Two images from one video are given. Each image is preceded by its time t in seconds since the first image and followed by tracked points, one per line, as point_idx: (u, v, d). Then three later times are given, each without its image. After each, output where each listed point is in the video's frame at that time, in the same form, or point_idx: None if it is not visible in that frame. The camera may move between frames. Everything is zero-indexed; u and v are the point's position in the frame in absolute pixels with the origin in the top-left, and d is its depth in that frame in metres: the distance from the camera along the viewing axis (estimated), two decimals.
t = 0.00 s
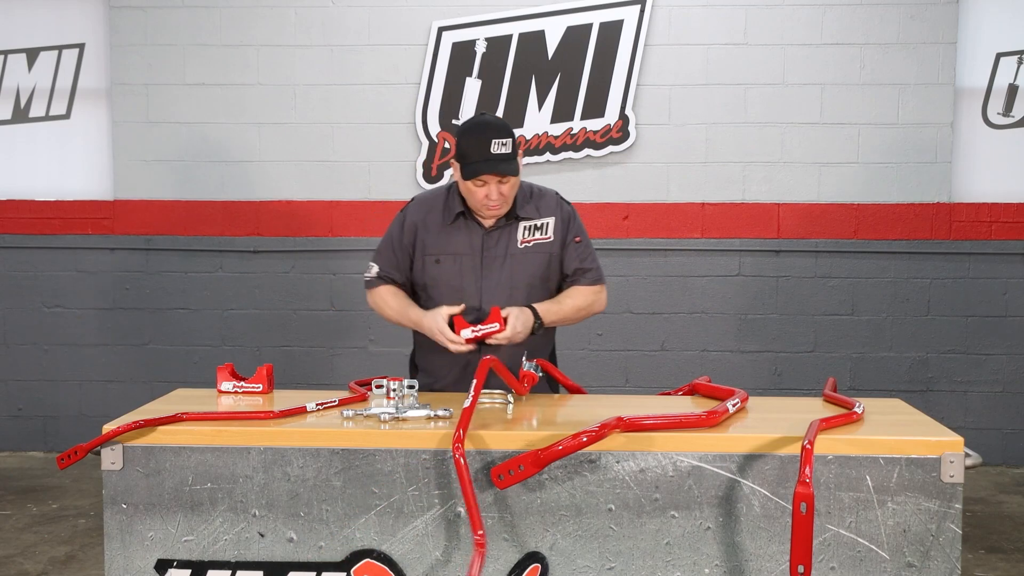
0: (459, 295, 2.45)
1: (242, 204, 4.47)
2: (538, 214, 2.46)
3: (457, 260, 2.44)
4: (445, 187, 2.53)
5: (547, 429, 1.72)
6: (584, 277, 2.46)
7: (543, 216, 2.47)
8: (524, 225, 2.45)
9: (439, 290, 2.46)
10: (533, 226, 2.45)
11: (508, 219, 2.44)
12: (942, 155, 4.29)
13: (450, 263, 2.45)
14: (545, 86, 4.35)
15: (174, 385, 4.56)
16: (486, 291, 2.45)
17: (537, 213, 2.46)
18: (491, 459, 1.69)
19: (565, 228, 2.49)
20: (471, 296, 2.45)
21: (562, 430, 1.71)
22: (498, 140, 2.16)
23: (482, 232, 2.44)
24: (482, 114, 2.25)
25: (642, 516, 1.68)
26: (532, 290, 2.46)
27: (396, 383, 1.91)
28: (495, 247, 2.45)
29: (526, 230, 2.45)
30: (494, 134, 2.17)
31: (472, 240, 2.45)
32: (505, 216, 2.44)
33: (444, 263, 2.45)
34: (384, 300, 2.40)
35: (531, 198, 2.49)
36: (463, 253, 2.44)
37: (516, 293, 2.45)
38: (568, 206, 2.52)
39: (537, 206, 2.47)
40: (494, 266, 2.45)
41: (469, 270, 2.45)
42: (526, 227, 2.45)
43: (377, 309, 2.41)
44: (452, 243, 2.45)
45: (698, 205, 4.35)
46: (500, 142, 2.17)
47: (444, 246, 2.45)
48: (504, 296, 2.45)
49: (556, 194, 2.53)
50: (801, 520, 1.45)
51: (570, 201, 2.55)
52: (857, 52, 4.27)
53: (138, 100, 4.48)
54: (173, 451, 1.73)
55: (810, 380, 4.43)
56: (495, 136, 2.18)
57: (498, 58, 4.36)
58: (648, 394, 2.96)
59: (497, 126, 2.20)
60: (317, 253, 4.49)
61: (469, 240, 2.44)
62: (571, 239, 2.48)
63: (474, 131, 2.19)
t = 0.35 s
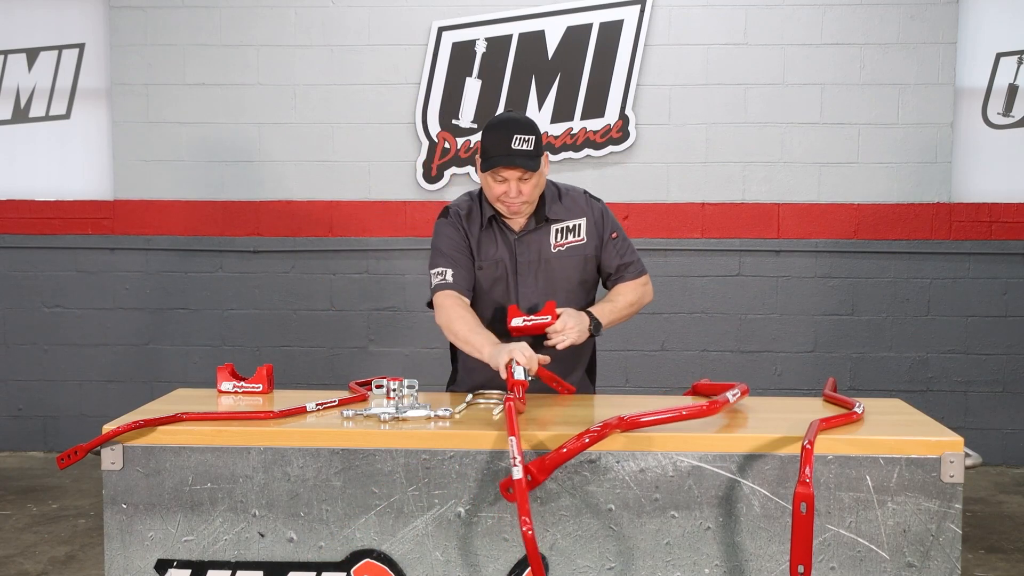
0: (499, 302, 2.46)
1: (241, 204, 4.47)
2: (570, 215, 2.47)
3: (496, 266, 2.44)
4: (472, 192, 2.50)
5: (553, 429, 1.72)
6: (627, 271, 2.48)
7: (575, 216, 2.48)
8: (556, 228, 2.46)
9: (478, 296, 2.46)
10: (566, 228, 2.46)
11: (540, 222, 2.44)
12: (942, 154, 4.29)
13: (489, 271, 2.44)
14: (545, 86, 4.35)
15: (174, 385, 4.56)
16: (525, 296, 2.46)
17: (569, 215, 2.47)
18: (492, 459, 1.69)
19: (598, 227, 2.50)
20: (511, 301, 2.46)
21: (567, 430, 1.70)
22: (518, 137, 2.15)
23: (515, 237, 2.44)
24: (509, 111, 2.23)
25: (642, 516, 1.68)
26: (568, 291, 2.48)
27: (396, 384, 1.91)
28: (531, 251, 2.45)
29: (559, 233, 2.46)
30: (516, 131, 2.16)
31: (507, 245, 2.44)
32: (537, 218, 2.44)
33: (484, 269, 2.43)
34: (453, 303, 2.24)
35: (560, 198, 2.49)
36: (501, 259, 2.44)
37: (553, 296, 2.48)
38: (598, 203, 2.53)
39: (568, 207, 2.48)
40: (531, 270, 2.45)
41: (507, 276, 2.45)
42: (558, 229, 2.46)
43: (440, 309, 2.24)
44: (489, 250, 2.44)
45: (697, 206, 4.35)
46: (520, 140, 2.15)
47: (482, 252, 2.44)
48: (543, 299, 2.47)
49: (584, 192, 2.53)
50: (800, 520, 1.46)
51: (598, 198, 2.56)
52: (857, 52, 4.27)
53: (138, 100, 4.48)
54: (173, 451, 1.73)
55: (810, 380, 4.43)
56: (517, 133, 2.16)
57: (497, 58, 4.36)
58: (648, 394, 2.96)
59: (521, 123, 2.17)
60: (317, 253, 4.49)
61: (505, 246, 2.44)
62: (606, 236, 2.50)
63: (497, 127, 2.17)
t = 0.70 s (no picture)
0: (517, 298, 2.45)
1: (242, 204, 4.47)
2: (586, 210, 2.46)
3: (514, 261, 2.43)
4: (488, 187, 2.49)
5: (556, 429, 1.72)
6: (642, 269, 2.50)
7: (591, 211, 2.47)
8: (573, 223, 2.45)
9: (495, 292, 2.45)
10: (583, 222, 2.45)
11: (557, 216, 2.43)
12: (942, 154, 4.29)
13: (506, 265, 2.43)
14: (545, 86, 4.35)
15: (174, 385, 4.56)
16: (543, 291, 2.44)
17: (586, 209, 2.46)
18: (493, 459, 1.69)
19: (614, 223, 2.50)
20: (529, 296, 2.44)
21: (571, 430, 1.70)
22: (539, 119, 2.16)
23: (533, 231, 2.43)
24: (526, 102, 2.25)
25: (642, 516, 1.68)
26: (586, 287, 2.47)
27: (396, 384, 1.92)
28: (548, 246, 2.44)
29: (576, 228, 2.45)
30: (536, 114, 2.18)
31: (525, 239, 2.43)
32: (554, 212, 2.43)
33: (501, 264, 2.43)
34: (468, 301, 2.24)
35: (576, 193, 2.49)
36: (519, 254, 2.43)
37: (571, 291, 2.46)
38: (613, 199, 2.53)
39: (585, 202, 2.47)
40: (548, 265, 2.44)
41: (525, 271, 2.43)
42: (575, 224, 2.45)
43: (454, 305, 2.24)
44: (506, 245, 2.43)
45: (697, 205, 4.35)
46: (540, 121, 2.17)
47: (499, 247, 2.43)
48: (561, 294, 2.45)
49: (600, 189, 2.53)
50: (800, 520, 1.45)
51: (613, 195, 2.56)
52: (857, 52, 4.27)
53: (138, 100, 4.48)
54: (173, 451, 1.72)
55: (810, 380, 4.43)
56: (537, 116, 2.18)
57: (497, 58, 4.36)
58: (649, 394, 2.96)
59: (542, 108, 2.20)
60: (317, 253, 4.49)
61: (522, 240, 2.43)
62: (623, 233, 2.51)
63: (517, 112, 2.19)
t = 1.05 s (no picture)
0: (525, 296, 2.44)
1: (242, 204, 4.47)
2: (603, 217, 2.45)
3: (525, 259, 2.43)
4: (510, 183, 2.49)
5: (557, 430, 1.71)
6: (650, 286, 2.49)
7: (608, 220, 2.46)
8: (589, 229, 2.45)
9: (504, 288, 2.45)
10: (598, 229, 2.45)
11: (574, 220, 2.43)
12: (942, 154, 4.29)
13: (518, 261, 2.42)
14: (545, 86, 4.35)
15: (174, 385, 4.56)
16: (551, 292, 2.44)
17: (604, 217, 2.46)
18: (493, 459, 1.69)
19: (628, 235, 2.49)
20: (536, 295, 2.44)
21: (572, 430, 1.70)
22: (572, 118, 2.19)
23: (549, 231, 2.43)
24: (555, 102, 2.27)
25: (642, 516, 1.68)
26: (593, 295, 2.46)
27: (396, 384, 1.92)
28: (561, 248, 2.43)
29: (591, 233, 2.44)
30: (568, 113, 2.20)
31: (540, 239, 2.43)
32: (573, 216, 2.43)
33: (513, 261, 2.43)
34: (474, 296, 2.27)
35: (595, 199, 2.48)
36: (530, 252, 2.43)
37: (578, 296, 2.45)
38: (630, 212, 2.52)
39: (603, 210, 2.47)
40: (559, 267, 2.44)
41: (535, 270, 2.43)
42: (591, 230, 2.44)
43: (460, 299, 2.27)
44: (520, 242, 2.42)
45: (697, 206, 4.35)
46: (572, 121, 2.19)
47: (512, 244, 2.43)
48: (568, 298, 2.45)
49: (619, 200, 2.52)
50: (800, 520, 1.46)
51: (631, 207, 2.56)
52: (857, 52, 4.27)
53: (137, 100, 4.48)
54: (172, 451, 1.72)
55: (810, 380, 4.43)
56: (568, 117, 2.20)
57: (497, 58, 4.36)
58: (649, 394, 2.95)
59: (573, 109, 2.22)
60: (317, 253, 4.49)
61: (536, 240, 2.43)
62: (636, 246, 2.50)
63: (549, 111, 2.21)
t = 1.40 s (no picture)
0: (525, 294, 2.44)
1: (242, 204, 4.47)
2: (607, 215, 2.45)
3: (525, 256, 2.43)
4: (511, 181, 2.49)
5: (557, 429, 1.71)
6: (654, 285, 2.49)
7: (612, 218, 2.46)
8: (592, 227, 2.44)
9: (504, 285, 2.45)
10: (601, 227, 2.44)
11: (577, 217, 2.43)
12: (942, 154, 4.29)
13: (518, 258, 2.42)
14: (545, 86, 4.35)
15: (174, 385, 4.56)
16: (552, 290, 2.44)
17: (607, 215, 2.45)
18: (493, 459, 1.69)
19: (632, 234, 2.49)
20: (537, 293, 2.44)
21: (572, 430, 1.70)
22: (575, 118, 2.19)
23: (550, 228, 2.42)
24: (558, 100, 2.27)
25: (642, 516, 1.68)
26: (596, 293, 2.45)
27: (396, 384, 1.93)
28: (563, 246, 2.43)
29: (594, 232, 2.44)
30: (572, 112, 2.20)
31: (542, 236, 2.43)
32: (575, 214, 2.43)
33: (513, 258, 2.43)
34: (474, 294, 2.29)
35: (599, 197, 2.47)
36: (531, 250, 2.43)
37: (579, 295, 2.44)
38: (635, 211, 2.52)
39: (606, 208, 2.46)
40: (561, 265, 2.43)
41: (536, 267, 2.43)
42: (594, 228, 2.44)
43: (460, 295, 2.29)
44: (521, 238, 2.42)
45: (697, 206, 4.35)
46: (575, 121, 2.19)
47: (513, 241, 2.43)
48: (569, 296, 2.44)
49: (623, 198, 2.52)
50: (800, 520, 1.46)
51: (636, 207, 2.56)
52: (857, 52, 4.27)
53: (137, 100, 4.48)
54: (172, 451, 1.73)
55: (810, 380, 4.43)
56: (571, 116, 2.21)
57: (497, 58, 4.36)
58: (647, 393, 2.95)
59: (577, 108, 2.22)
60: (317, 253, 4.50)
61: (537, 237, 2.43)
62: (639, 246, 2.50)
63: (553, 110, 2.21)
